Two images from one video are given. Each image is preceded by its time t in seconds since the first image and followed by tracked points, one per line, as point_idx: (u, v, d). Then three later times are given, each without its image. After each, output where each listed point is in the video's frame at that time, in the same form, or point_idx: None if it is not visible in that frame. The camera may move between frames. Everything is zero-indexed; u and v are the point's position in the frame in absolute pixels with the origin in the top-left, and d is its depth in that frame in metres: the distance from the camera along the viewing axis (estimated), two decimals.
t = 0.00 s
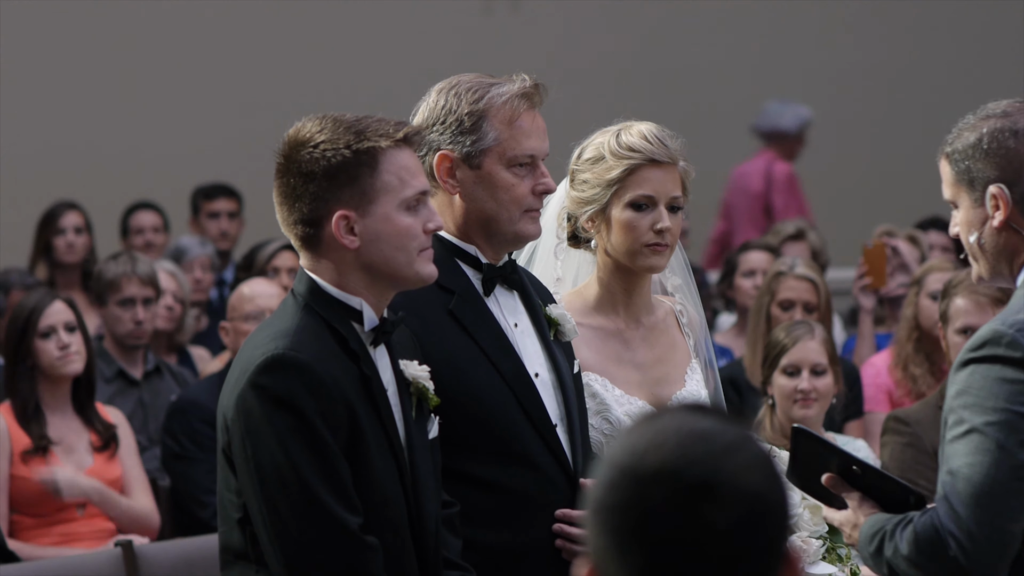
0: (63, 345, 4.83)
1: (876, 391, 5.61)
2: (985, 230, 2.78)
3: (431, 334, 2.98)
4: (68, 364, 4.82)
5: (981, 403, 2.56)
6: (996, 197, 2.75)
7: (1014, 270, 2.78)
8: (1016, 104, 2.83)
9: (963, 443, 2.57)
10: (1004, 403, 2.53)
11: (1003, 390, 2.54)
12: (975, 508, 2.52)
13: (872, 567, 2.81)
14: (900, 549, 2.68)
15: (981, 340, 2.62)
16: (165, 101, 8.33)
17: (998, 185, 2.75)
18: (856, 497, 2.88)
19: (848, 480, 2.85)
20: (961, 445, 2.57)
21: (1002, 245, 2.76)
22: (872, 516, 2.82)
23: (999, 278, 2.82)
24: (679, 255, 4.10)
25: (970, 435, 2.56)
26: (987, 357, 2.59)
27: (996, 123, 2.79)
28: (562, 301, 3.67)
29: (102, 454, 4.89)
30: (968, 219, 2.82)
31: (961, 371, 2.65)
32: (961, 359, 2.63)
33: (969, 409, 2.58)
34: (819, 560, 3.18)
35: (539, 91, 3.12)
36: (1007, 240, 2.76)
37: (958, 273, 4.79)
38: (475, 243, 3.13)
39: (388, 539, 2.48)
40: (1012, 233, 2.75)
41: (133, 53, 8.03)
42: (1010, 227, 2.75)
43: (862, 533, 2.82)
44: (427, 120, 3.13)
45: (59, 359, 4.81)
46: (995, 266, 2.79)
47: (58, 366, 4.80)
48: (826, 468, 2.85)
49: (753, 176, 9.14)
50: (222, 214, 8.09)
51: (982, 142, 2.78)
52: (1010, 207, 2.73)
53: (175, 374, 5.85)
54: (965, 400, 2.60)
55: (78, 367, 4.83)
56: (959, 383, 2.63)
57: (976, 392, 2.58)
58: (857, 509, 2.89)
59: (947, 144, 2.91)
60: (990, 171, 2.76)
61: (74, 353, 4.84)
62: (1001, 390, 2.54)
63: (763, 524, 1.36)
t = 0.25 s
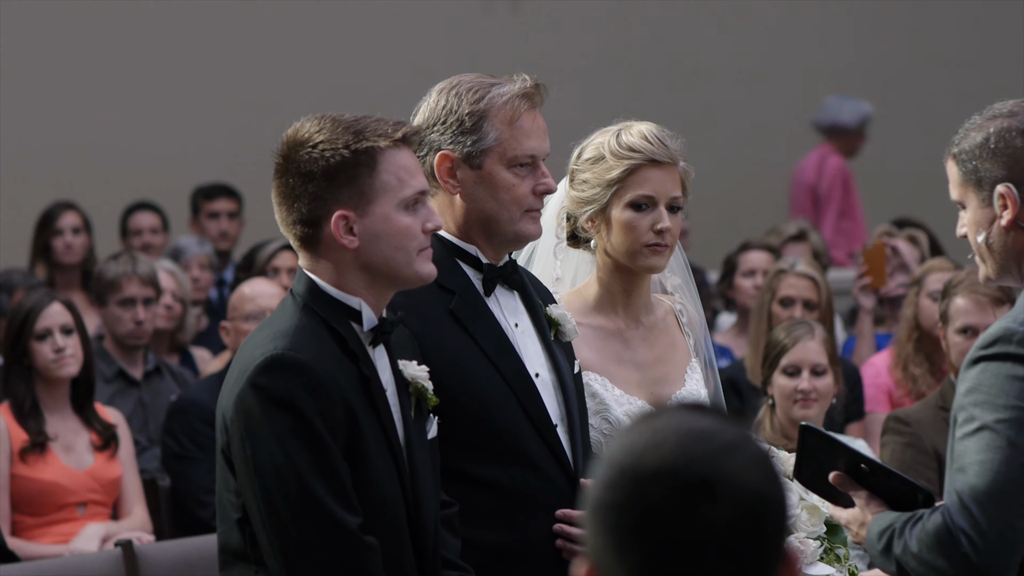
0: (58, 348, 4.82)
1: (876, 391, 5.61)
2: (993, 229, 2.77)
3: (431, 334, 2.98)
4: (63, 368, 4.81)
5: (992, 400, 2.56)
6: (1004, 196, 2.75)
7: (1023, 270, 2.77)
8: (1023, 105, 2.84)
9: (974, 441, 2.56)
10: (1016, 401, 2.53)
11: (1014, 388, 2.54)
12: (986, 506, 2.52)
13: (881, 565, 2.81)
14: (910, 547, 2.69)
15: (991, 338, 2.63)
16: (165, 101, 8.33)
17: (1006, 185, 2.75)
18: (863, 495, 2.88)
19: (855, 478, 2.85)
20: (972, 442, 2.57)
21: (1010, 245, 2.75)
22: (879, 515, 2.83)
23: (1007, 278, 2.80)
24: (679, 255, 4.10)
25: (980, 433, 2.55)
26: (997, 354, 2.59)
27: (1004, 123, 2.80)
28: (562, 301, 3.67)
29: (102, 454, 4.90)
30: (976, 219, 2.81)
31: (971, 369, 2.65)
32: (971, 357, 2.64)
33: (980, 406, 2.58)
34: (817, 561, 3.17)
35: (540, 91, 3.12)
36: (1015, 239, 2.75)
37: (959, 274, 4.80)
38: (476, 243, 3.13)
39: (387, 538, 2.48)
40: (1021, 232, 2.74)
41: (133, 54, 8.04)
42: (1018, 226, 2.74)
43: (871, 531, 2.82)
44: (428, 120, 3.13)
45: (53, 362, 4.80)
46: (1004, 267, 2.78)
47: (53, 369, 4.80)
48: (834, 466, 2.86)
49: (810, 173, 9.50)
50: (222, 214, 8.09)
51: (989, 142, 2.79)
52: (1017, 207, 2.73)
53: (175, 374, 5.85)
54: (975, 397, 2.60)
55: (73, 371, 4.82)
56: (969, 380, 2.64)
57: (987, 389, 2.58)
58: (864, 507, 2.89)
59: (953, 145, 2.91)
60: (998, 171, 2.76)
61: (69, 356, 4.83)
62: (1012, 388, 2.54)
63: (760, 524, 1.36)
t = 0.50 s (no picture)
0: (56, 349, 4.82)
1: (876, 391, 5.61)
2: (997, 229, 2.77)
3: (432, 334, 2.98)
4: (61, 369, 4.81)
5: (1000, 399, 2.57)
6: (1009, 195, 2.75)
7: None
8: None
9: (982, 440, 2.56)
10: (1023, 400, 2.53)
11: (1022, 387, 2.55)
12: (995, 504, 2.52)
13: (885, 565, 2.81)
14: (917, 546, 2.68)
15: (998, 337, 2.63)
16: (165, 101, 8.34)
17: (1011, 185, 2.75)
18: (867, 495, 2.88)
19: (859, 479, 2.86)
20: (980, 441, 2.57)
21: (1014, 244, 2.75)
22: (884, 514, 2.83)
23: (1011, 277, 2.80)
24: (678, 255, 4.10)
25: (989, 432, 2.55)
26: (1005, 354, 2.60)
27: (1009, 122, 2.80)
28: (562, 301, 3.67)
29: (101, 452, 4.90)
30: (980, 218, 2.81)
31: (978, 368, 2.65)
32: (978, 357, 2.64)
33: (988, 406, 2.58)
34: (817, 560, 3.16)
35: (540, 91, 3.12)
36: (1020, 238, 2.75)
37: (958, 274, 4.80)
38: (476, 243, 3.13)
39: (387, 539, 2.48)
40: None
41: (132, 55, 8.04)
42: (1022, 225, 2.74)
43: (875, 530, 2.81)
44: (428, 120, 3.13)
45: (51, 363, 4.80)
46: (1007, 266, 2.78)
47: (50, 370, 4.80)
48: (837, 466, 2.87)
49: (873, 176, 9.60)
50: (221, 214, 8.10)
51: (995, 141, 2.79)
52: (1023, 206, 2.73)
53: (175, 374, 5.85)
54: (983, 396, 2.60)
55: (71, 372, 4.82)
56: (977, 379, 2.64)
57: (995, 389, 2.58)
58: (867, 508, 2.89)
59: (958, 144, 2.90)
60: (1003, 170, 2.76)
61: (67, 357, 4.83)
62: (1020, 387, 2.55)
63: (760, 523, 1.36)
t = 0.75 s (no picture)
0: (55, 349, 4.82)
1: (876, 391, 5.61)
2: (999, 228, 2.78)
3: (432, 334, 2.98)
4: (60, 369, 4.81)
5: (1002, 399, 2.57)
6: (1011, 195, 2.75)
7: None
8: None
9: (985, 439, 2.57)
10: None
11: None
12: (998, 503, 2.52)
13: (886, 564, 2.81)
14: (919, 545, 2.69)
15: (1001, 336, 2.63)
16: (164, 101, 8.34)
17: (1013, 185, 2.75)
18: (868, 495, 2.89)
19: (860, 478, 2.87)
20: (983, 441, 2.57)
21: (1016, 244, 2.76)
22: (885, 513, 2.84)
23: (1012, 276, 2.80)
24: (679, 255, 4.10)
25: (991, 431, 2.56)
26: (1008, 353, 2.60)
27: (1013, 122, 2.80)
28: (562, 301, 3.67)
29: (101, 451, 4.91)
30: (982, 217, 2.81)
31: (981, 368, 2.65)
32: (981, 356, 2.64)
33: (991, 405, 2.58)
34: (817, 560, 3.15)
35: (541, 92, 3.12)
36: (1021, 237, 2.75)
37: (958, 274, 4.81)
38: (477, 243, 3.13)
39: (387, 538, 2.48)
40: None
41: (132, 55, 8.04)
42: None
43: (877, 529, 2.82)
44: (429, 121, 3.13)
45: (51, 363, 4.80)
46: (1009, 265, 2.78)
47: (49, 370, 4.80)
48: (838, 466, 2.88)
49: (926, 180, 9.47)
50: (221, 214, 8.11)
51: (998, 141, 2.79)
52: None
53: (175, 374, 5.85)
54: (986, 396, 2.60)
55: (70, 373, 4.82)
56: (979, 379, 2.64)
57: (998, 388, 2.59)
58: (868, 507, 2.89)
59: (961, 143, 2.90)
60: (1005, 170, 2.76)
61: (66, 358, 4.84)
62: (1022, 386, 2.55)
63: (756, 522, 1.35)
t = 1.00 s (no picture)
0: (57, 350, 4.82)
1: (876, 391, 5.61)
2: (999, 223, 2.78)
3: (433, 334, 2.98)
4: (60, 370, 4.81)
5: (1003, 397, 2.57)
6: (1014, 192, 2.75)
7: None
8: None
9: (985, 437, 2.57)
10: None
11: None
12: (998, 501, 2.52)
13: (887, 563, 2.81)
14: (919, 544, 2.69)
15: (1001, 334, 2.64)
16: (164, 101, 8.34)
17: (1016, 181, 2.75)
18: (868, 494, 2.89)
19: (860, 478, 2.87)
20: (983, 439, 2.57)
21: (1014, 240, 2.76)
22: (886, 512, 2.84)
23: (1010, 272, 2.81)
24: (679, 255, 4.10)
25: (992, 429, 2.56)
26: (1008, 351, 2.60)
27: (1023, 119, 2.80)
28: (563, 301, 3.67)
29: (101, 450, 4.91)
30: (985, 209, 2.82)
31: (981, 367, 2.66)
32: (981, 354, 2.64)
33: (991, 403, 2.58)
34: (818, 560, 3.15)
35: (542, 92, 3.12)
36: (1020, 234, 2.75)
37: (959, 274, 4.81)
38: (478, 243, 3.13)
39: (387, 538, 2.48)
40: None
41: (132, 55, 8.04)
42: (1023, 223, 2.74)
43: (877, 529, 2.82)
44: (430, 121, 3.13)
45: (52, 364, 4.80)
46: (1006, 261, 2.79)
47: (50, 371, 4.80)
48: (838, 466, 2.87)
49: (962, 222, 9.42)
50: (221, 214, 8.11)
51: (1006, 136, 2.79)
52: None
53: (175, 374, 5.85)
54: (986, 394, 2.60)
55: (70, 374, 4.82)
56: (980, 377, 2.64)
57: (998, 386, 2.59)
58: (869, 506, 2.90)
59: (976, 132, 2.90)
60: (1011, 165, 2.76)
61: (67, 359, 4.83)
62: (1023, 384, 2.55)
63: (754, 520, 1.34)
